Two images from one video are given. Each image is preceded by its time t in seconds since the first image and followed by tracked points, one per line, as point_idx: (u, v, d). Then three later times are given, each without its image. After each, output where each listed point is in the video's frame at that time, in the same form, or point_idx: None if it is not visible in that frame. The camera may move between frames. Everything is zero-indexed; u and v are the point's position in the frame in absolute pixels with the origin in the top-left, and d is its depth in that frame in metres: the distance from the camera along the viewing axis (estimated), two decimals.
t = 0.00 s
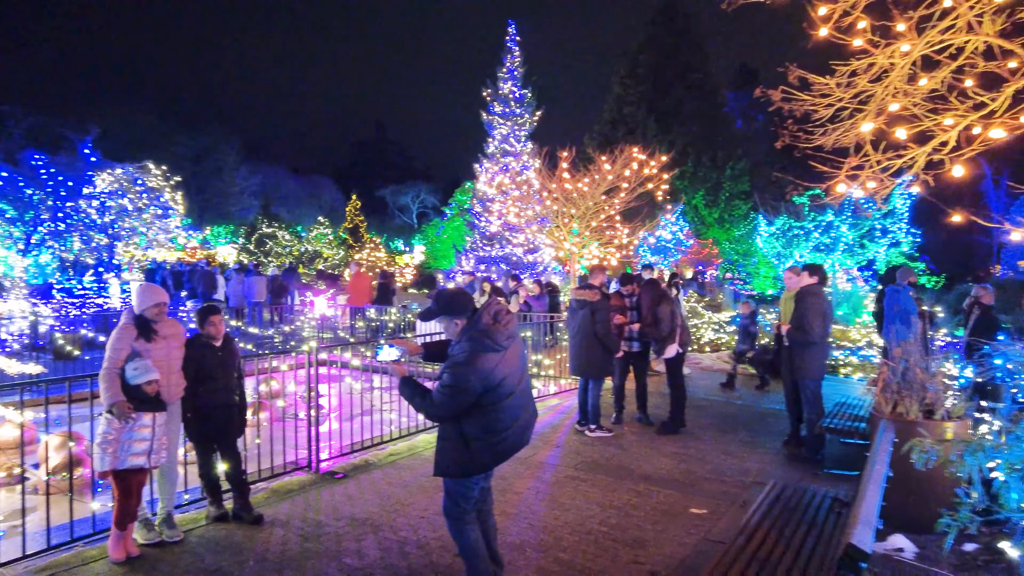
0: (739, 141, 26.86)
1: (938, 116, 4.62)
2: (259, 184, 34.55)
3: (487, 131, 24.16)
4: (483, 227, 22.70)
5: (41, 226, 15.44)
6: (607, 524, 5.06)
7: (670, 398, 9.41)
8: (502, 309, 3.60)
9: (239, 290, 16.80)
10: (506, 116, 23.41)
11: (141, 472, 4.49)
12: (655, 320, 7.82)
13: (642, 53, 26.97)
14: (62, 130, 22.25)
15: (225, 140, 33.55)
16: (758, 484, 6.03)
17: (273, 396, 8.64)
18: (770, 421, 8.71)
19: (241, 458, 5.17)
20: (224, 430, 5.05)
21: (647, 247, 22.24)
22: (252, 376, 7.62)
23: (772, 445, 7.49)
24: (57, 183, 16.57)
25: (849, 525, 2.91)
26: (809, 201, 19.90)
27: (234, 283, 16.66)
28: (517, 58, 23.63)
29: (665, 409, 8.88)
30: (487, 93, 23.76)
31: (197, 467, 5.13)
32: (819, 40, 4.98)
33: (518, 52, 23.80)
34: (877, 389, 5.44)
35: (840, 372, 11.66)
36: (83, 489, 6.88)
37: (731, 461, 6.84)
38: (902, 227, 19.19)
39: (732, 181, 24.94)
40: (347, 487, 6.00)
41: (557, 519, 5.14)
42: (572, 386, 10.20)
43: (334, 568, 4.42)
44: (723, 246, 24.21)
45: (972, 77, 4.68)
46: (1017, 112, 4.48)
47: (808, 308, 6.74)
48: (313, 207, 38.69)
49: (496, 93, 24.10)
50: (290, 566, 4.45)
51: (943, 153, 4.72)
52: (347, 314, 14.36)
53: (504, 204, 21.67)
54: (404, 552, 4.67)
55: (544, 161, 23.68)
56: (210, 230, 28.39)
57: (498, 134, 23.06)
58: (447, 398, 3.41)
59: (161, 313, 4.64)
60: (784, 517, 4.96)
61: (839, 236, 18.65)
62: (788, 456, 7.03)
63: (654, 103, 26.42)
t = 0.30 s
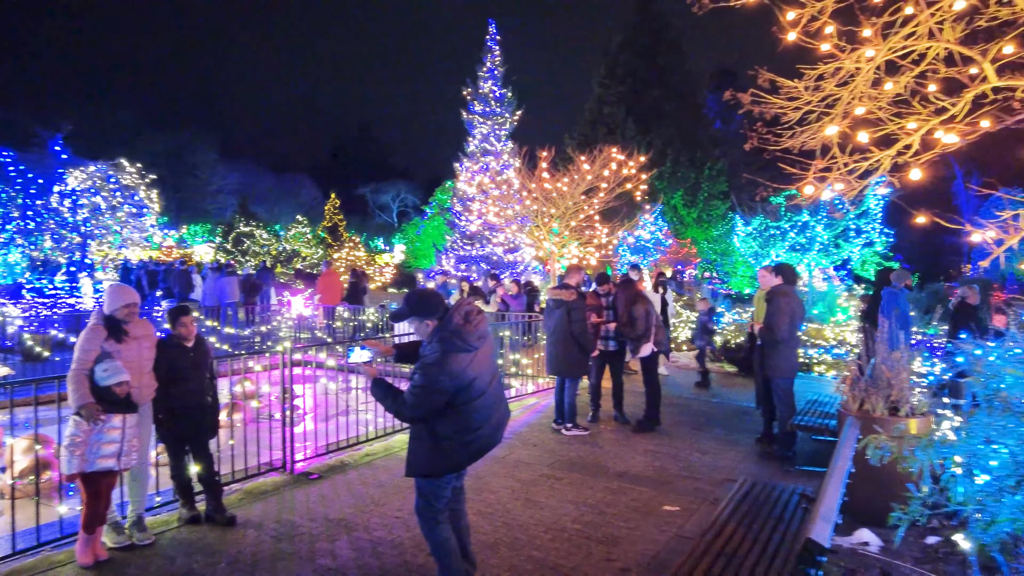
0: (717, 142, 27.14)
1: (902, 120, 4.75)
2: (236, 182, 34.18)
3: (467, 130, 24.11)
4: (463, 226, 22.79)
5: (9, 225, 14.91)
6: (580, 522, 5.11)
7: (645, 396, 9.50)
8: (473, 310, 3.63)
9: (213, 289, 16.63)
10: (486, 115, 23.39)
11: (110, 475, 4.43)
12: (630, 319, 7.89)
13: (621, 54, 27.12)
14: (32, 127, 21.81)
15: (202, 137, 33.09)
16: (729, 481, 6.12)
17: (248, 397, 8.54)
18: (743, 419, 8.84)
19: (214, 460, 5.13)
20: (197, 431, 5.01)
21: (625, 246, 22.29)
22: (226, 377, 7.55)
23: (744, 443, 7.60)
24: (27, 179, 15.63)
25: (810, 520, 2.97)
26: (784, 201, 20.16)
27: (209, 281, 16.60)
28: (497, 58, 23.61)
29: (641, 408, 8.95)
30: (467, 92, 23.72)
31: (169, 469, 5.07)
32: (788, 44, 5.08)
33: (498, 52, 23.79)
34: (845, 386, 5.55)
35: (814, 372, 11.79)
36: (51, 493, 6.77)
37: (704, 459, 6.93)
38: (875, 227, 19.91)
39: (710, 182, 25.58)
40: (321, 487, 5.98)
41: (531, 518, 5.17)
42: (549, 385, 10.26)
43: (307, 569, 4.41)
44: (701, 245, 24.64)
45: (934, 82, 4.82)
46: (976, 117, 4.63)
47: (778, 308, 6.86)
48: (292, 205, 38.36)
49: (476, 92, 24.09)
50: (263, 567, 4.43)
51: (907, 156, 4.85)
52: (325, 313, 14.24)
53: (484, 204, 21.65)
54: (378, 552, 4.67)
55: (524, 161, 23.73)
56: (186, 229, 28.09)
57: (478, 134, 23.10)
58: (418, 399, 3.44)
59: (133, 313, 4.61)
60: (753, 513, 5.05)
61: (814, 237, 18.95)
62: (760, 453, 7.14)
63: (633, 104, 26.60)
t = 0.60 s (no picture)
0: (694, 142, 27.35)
1: (863, 122, 4.85)
2: (211, 181, 33.71)
3: (445, 129, 23.94)
4: (441, 225, 22.58)
5: None
6: (551, 520, 5.13)
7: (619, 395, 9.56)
8: (440, 311, 3.64)
9: (183, 288, 16.30)
10: (464, 114, 23.25)
11: (74, 478, 4.35)
12: (605, 318, 7.93)
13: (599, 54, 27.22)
14: None
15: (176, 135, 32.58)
16: (700, 479, 6.18)
17: (219, 398, 8.42)
18: (716, 417, 8.93)
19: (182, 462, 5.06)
20: (165, 433, 4.95)
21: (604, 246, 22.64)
22: (197, 377, 7.45)
23: (716, 440, 7.68)
24: None
25: (767, 518, 3.05)
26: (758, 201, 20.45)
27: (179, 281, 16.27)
28: (475, 57, 23.51)
29: (615, 407, 9.01)
30: (446, 91, 23.59)
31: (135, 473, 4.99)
32: (754, 48, 5.16)
33: (476, 51, 23.70)
34: (811, 384, 5.65)
35: (787, 369, 11.90)
36: (14, 498, 6.63)
37: (676, 457, 6.99)
38: (848, 227, 20.30)
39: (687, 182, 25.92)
40: (293, 489, 5.93)
41: (503, 517, 5.18)
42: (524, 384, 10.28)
43: (276, 571, 4.37)
44: (678, 245, 24.96)
45: (895, 86, 4.93)
46: (935, 120, 4.74)
47: (745, 307, 6.94)
48: (268, 205, 37.93)
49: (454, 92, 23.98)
50: (229, 570, 4.38)
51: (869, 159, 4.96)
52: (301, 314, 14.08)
53: (463, 203, 21.41)
54: (349, 553, 4.65)
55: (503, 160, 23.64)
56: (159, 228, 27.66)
57: (457, 132, 22.89)
58: (386, 402, 3.44)
59: (98, 315, 4.54)
60: (721, 510, 5.12)
61: (788, 237, 19.15)
62: (731, 451, 7.22)
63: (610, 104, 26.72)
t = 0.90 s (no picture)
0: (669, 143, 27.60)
1: (828, 125, 4.96)
2: (182, 179, 33.16)
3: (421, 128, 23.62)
4: (417, 225, 22.17)
5: None
6: (523, 520, 5.15)
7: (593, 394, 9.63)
8: (409, 315, 3.64)
9: (150, 288, 16.24)
10: (440, 113, 22.89)
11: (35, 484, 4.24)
12: (582, 317, 7.98)
13: (575, 54, 27.31)
14: None
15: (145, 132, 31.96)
16: (670, 476, 6.26)
17: (188, 400, 8.27)
18: (689, 415, 9.03)
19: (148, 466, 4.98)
20: (131, 437, 4.87)
21: (580, 246, 22.84)
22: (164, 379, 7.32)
23: (687, 438, 7.77)
24: None
25: (730, 514, 3.11)
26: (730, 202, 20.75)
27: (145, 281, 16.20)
28: (452, 56, 23.33)
29: (588, 406, 9.06)
30: (421, 90, 23.37)
31: (100, 477, 4.89)
32: (722, 50, 5.23)
33: (452, 50, 23.52)
34: (779, 382, 5.75)
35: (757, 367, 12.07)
36: None
37: (647, 455, 7.07)
38: (819, 227, 20.66)
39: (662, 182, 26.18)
40: (263, 491, 5.87)
41: (475, 518, 5.19)
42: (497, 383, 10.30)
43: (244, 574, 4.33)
44: (653, 244, 25.33)
45: (859, 90, 5.05)
46: (896, 123, 4.86)
47: (714, 307, 7.07)
48: (241, 203, 37.41)
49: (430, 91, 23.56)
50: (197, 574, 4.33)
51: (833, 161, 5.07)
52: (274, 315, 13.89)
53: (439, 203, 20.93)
54: (318, 555, 4.63)
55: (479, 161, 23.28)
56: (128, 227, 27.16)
57: (433, 132, 22.49)
58: (358, 409, 3.43)
59: (60, 316, 4.46)
60: (690, 507, 5.19)
61: (760, 238, 19.49)
62: (701, 448, 7.31)
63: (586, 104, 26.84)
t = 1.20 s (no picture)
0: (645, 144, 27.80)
1: (797, 129, 5.05)
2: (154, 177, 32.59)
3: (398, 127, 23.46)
4: (394, 225, 22.00)
5: None
6: (498, 519, 5.16)
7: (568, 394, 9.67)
8: (388, 320, 3.66)
9: (121, 287, 16.04)
10: (417, 112, 22.77)
11: None
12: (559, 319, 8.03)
13: (553, 55, 27.37)
14: None
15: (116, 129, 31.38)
16: (644, 475, 6.31)
17: (159, 402, 8.14)
18: (663, 414, 9.11)
19: (116, 469, 4.88)
20: (99, 440, 4.78)
21: (557, 246, 22.74)
22: (133, 381, 7.18)
23: (661, 437, 7.85)
24: None
25: (699, 512, 3.13)
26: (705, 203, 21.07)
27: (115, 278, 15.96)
28: (429, 55, 23.18)
29: (563, 406, 9.09)
30: (399, 88, 23.22)
31: (65, 481, 4.78)
32: (694, 54, 5.31)
33: (429, 49, 23.38)
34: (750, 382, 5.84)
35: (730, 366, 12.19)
36: None
37: (622, 453, 7.12)
38: (792, 228, 20.99)
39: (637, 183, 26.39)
40: (235, 494, 5.80)
41: (449, 518, 5.18)
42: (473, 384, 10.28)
43: None
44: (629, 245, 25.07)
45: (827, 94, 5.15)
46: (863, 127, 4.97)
47: (686, 307, 7.16)
48: (215, 202, 36.87)
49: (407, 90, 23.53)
50: None
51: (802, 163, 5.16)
52: (248, 316, 13.72)
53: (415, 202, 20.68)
54: (291, 557, 4.59)
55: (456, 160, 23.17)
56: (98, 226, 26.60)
57: (410, 131, 22.36)
58: (334, 413, 3.43)
59: (24, 317, 4.45)
60: (662, 505, 5.24)
61: (734, 238, 20.05)
62: (675, 447, 7.39)
63: (563, 105, 26.93)
